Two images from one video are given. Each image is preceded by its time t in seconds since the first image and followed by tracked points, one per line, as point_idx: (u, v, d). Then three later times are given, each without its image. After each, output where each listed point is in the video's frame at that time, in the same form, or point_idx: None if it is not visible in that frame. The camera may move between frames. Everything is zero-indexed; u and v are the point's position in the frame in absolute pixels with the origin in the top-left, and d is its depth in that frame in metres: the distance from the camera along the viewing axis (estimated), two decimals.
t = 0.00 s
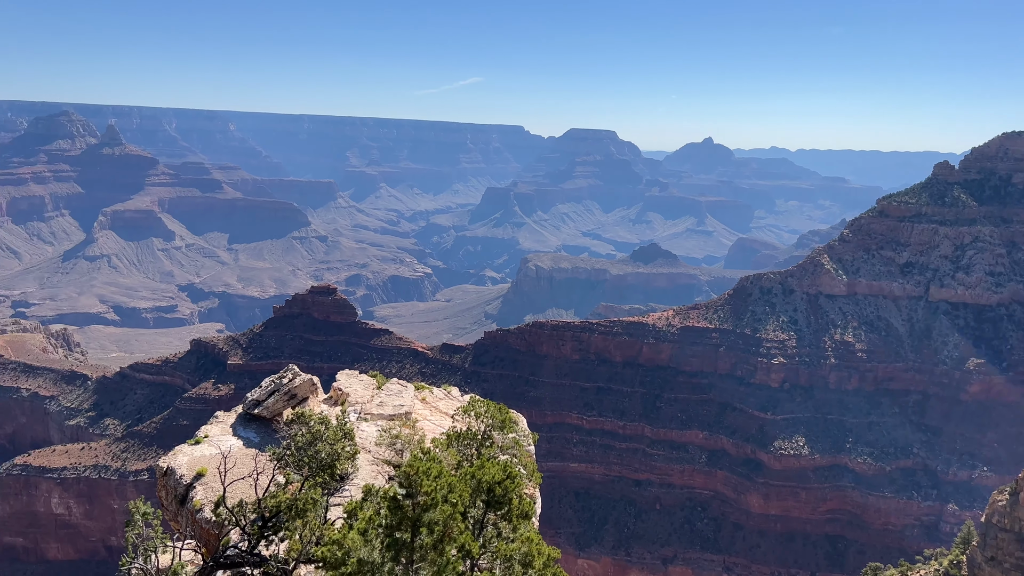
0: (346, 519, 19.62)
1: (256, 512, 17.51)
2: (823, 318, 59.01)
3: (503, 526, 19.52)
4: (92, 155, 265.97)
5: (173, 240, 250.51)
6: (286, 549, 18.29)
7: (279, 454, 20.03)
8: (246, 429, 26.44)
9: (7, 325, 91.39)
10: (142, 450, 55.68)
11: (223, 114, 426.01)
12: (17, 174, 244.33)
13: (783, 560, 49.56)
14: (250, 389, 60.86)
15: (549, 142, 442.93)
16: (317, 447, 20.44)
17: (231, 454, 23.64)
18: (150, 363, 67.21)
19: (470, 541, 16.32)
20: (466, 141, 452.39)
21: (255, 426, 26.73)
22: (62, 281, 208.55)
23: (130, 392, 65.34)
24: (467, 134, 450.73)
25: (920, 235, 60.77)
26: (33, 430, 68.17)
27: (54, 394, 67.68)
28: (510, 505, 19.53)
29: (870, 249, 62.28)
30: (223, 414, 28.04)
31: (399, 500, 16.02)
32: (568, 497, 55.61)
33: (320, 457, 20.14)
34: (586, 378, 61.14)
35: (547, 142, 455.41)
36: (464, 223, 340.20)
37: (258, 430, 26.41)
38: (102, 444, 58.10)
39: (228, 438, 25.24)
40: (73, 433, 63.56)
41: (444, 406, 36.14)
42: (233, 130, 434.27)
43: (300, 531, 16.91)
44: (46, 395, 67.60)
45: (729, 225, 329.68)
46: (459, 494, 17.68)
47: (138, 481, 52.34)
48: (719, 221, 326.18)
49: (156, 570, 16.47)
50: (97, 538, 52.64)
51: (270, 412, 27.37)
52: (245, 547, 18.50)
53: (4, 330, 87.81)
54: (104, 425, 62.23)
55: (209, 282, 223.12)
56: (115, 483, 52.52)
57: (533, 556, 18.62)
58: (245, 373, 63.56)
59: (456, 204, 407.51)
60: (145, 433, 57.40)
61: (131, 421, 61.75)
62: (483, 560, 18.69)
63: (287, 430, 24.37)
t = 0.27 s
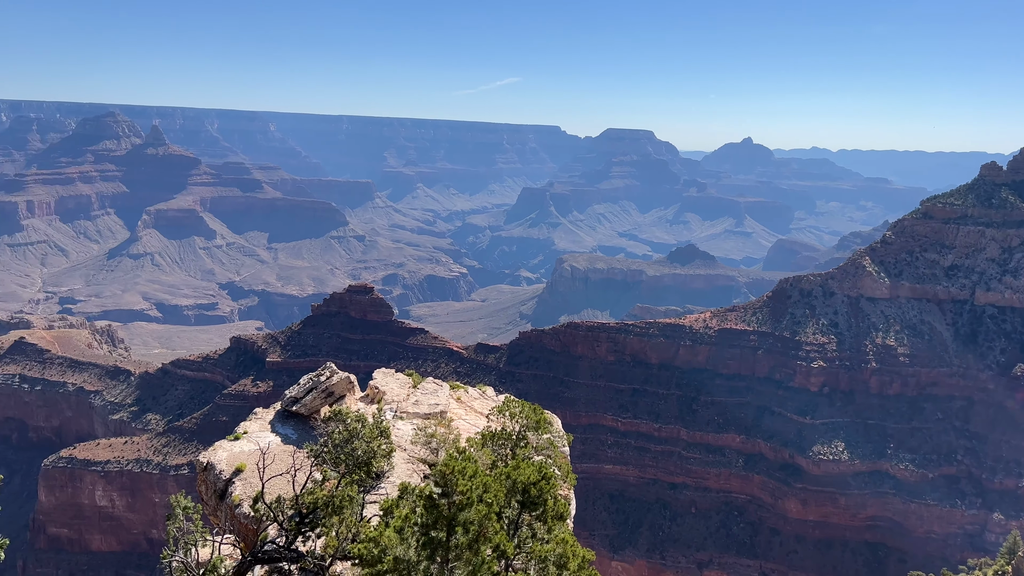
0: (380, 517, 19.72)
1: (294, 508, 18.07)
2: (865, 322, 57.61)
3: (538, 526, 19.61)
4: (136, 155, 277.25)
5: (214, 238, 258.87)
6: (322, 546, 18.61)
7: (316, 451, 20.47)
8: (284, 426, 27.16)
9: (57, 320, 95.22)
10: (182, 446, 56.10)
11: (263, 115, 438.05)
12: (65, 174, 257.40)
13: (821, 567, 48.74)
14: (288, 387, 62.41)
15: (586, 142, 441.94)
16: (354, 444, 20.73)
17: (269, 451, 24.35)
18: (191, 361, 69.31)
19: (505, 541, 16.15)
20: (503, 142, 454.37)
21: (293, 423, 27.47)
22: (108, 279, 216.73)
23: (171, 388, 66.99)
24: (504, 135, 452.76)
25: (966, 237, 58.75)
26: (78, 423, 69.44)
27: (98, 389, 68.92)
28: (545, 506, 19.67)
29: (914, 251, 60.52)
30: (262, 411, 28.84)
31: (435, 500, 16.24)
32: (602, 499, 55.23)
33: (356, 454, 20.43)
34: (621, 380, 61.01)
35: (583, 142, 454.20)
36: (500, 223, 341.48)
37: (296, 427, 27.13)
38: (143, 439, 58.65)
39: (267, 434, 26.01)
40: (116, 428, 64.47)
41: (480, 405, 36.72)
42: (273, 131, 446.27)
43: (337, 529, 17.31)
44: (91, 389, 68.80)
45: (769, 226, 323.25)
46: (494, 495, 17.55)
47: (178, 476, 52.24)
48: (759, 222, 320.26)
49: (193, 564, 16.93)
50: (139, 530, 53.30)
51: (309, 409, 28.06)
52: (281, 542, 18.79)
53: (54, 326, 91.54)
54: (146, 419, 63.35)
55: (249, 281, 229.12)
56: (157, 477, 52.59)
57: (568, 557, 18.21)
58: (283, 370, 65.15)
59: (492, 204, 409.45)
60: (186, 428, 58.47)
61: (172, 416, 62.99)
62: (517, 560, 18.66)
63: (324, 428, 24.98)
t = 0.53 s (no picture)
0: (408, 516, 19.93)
1: (323, 506, 18.59)
2: (898, 325, 56.42)
3: (566, 527, 19.34)
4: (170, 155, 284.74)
5: (246, 236, 264.36)
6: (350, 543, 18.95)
7: (345, 450, 20.80)
8: (314, 424, 27.85)
9: (94, 318, 98.25)
10: (214, 443, 56.83)
11: (295, 116, 446.99)
12: (102, 174, 265.59)
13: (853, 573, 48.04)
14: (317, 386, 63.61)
15: (616, 142, 440.18)
16: (382, 443, 21.02)
17: (299, 448, 24.94)
18: (223, 359, 71.35)
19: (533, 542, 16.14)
20: (532, 142, 455.10)
21: (322, 421, 28.13)
22: (142, 277, 223.30)
23: (204, 384, 69.01)
24: (533, 136, 453.51)
25: (1005, 239, 57.04)
26: (114, 419, 71.83)
27: (133, 385, 70.71)
28: (573, 508, 19.39)
29: (949, 253, 59.14)
30: (292, 409, 29.55)
31: (464, 498, 16.25)
32: (630, 501, 54.67)
33: (385, 453, 20.73)
34: (650, 382, 60.88)
35: (613, 143, 452.24)
36: (528, 224, 341.58)
37: (325, 425, 27.80)
38: (176, 435, 59.71)
39: (297, 433, 26.62)
40: (151, 424, 66.67)
41: (508, 405, 37.19)
42: (305, 131, 453.59)
43: (367, 527, 17.70)
44: (126, 385, 70.63)
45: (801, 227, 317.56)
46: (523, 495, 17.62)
47: (209, 472, 52.72)
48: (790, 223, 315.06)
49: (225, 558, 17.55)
50: (171, 525, 53.77)
51: (338, 407, 28.71)
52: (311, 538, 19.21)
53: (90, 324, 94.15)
54: (180, 416, 65.12)
55: (281, 280, 233.35)
56: (189, 473, 53.12)
57: (596, 559, 17.85)
58: (313, 369, 66.36)
59: (520, 205, 410.10)
60: (218, 426, 59.41)
61: (204, 414, 64.69)
62: (545, 561, 18.41)
63: (353, 427, 25.51)
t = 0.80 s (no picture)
0: (435, 515, 20.01)
1: (351, 504, 18.95)
2: (932, 329, 55.18)
3: (593, 529, 19.12)
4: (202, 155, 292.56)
5: (277, 236, 269.09)
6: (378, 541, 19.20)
7: (373, 449, 21.10)
8: (342, 422, 28.34)
9: (128, 315, 101.05)
10: (243, 441, 57.61)
11: (324, 118, 454.32)
12: (136, 175, 273.23)
13: None
14: (345, 385, 64.80)
15: (644, 143, 437.87)
16: (409, 443, 21.30)
17: (328, 446, 25.35)
18: (252, 357, 72.98)
19: (560, 542, 15.93)
20: (559, 143, 455.21)
21: (350, 419, 28.64)
22: (174, 275, 229.26)
23: (233, 382, 70.72)
24: (560, 136, 453.30)
25: None
26: (145, 415, 73.86)
27: (164, 382, 72.59)
28: (600, 509, 19.08)
29: (985, 256, 57.69)
30: (321, 408, 30.22)
31: (492, 498, 16.17)
32: (656, 504, 54.43)
33: (412, 452, 20.96)
34: (677, 384, 60.70)
35: (641, 143, 449.86)
36: (555, 225, 341.28)
37: (353, 424, 28.28)
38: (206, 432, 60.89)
39: (326, 431, 27.18)
40: (181, 420, 68.38)
41: (533, 406, 37.64)
42: (335, 132, 460.33)
43: (393, 525, 17.81)
44: (158, 382, 72.53)
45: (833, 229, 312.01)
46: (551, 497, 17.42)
47: (238, 469, 53.61)
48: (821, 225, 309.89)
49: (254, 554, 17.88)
50: (201, 521, 54.49)
51: (366, 406, 29.16)
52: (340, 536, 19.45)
53: (125, 322, 96.91)
54: (209, 413, 66.87)
55: (310, 280, 237.15)
56: (218, 469, 54.00)
57: (623, 560, 17.77)
58: (341, 368, 67.57)
59: (547, 206, 410.00)
60: (247, 423, 60.35)
61: (234, 411, 66.30)
62: (571, 562, 18.31)
63: (380, 426, 25.99)
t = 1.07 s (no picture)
0: (464, 515, 19.59)
1: (380, 502, 18.38)
2: (969, 332, 53.83)
3: (622, 531, 18.49)
4: (235, 155, 300.46)
5: (309, 236, 273.87)
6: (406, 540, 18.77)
7: (402, 447, 20.75)
8: (372, 421, 28.71)
9: (163, 314, 104.07)
10: (274, 438, 58.34)
11: (356, 119, 460.20)
12: (171, 175, 282.59)
13: None
14: (374, 384, 65.79)
15: (675, 143, 434.73)
16: (438, 442, 20.86)
17: (358, 444, 25.38)
18: (284, 356, 74.66)
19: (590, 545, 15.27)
20: (589, 144, 454.67)
21: (381, 418, 29.01)
22: (208, 274, 235.03)
23: (265, 380, 72.40)
24: (590, 137, 452.54)
25: None
26: (178, 413, 75.83)
27: (198, 379, 74.62)
28: (630, 512, 18.36)
29: None
30: (352, 407, 30.79)
31: (521, 499, 15.64)
32: (685, 508, 54.13)
33: (441, 451, 20.45)
34: (707, 387, 60.34)
35: (671, 143, 446.51)
36: (584, 225, 340.58)
37: (384, 423, 28.63)
38: (238, 429, 62.14)
39: (356, 429, 27.44)
40: (214, 417, 70.21)
41: (562, 407, 38.02)
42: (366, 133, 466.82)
43: (422, 524, 17.44)
44: (191, 379, 74.61)
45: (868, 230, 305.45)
46: (582, 498, 16.82)
47: (268, 466, 54.25)
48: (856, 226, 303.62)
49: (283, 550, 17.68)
50: (232, 517, 55.77)
51: (396, 405, 29.58)
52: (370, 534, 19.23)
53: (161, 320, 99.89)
54: (241, 411, 68.58)
55: (340, 279, 240.64)
56: (249, 466, 54.89)
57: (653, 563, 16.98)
58: (371, 367, 68.83)
59: (576, 207, 409.36)
60: (278, 421, 61.32)
61: (265, 409, 67.86)
62: (600, 566, 17.64)
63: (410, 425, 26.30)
